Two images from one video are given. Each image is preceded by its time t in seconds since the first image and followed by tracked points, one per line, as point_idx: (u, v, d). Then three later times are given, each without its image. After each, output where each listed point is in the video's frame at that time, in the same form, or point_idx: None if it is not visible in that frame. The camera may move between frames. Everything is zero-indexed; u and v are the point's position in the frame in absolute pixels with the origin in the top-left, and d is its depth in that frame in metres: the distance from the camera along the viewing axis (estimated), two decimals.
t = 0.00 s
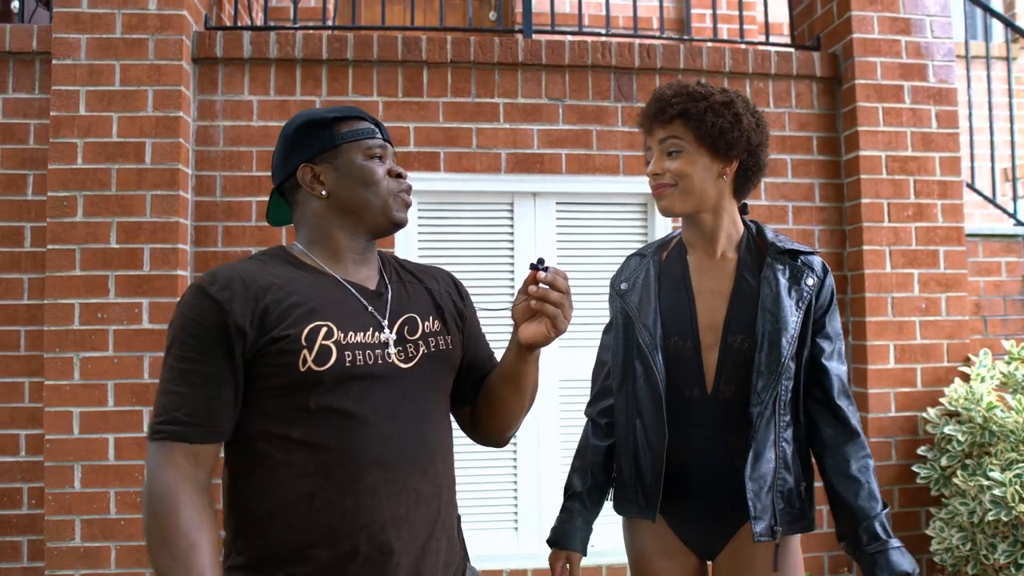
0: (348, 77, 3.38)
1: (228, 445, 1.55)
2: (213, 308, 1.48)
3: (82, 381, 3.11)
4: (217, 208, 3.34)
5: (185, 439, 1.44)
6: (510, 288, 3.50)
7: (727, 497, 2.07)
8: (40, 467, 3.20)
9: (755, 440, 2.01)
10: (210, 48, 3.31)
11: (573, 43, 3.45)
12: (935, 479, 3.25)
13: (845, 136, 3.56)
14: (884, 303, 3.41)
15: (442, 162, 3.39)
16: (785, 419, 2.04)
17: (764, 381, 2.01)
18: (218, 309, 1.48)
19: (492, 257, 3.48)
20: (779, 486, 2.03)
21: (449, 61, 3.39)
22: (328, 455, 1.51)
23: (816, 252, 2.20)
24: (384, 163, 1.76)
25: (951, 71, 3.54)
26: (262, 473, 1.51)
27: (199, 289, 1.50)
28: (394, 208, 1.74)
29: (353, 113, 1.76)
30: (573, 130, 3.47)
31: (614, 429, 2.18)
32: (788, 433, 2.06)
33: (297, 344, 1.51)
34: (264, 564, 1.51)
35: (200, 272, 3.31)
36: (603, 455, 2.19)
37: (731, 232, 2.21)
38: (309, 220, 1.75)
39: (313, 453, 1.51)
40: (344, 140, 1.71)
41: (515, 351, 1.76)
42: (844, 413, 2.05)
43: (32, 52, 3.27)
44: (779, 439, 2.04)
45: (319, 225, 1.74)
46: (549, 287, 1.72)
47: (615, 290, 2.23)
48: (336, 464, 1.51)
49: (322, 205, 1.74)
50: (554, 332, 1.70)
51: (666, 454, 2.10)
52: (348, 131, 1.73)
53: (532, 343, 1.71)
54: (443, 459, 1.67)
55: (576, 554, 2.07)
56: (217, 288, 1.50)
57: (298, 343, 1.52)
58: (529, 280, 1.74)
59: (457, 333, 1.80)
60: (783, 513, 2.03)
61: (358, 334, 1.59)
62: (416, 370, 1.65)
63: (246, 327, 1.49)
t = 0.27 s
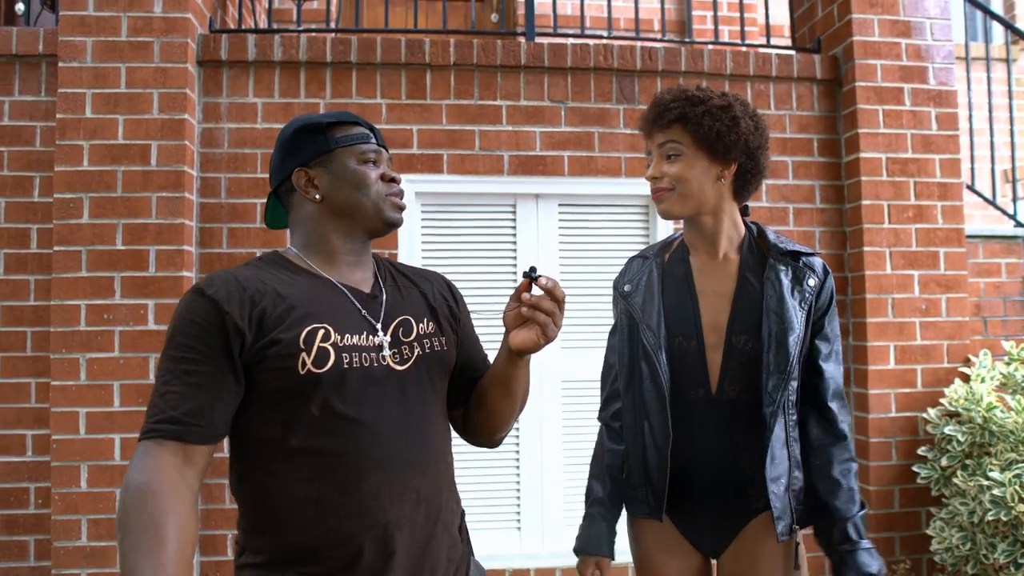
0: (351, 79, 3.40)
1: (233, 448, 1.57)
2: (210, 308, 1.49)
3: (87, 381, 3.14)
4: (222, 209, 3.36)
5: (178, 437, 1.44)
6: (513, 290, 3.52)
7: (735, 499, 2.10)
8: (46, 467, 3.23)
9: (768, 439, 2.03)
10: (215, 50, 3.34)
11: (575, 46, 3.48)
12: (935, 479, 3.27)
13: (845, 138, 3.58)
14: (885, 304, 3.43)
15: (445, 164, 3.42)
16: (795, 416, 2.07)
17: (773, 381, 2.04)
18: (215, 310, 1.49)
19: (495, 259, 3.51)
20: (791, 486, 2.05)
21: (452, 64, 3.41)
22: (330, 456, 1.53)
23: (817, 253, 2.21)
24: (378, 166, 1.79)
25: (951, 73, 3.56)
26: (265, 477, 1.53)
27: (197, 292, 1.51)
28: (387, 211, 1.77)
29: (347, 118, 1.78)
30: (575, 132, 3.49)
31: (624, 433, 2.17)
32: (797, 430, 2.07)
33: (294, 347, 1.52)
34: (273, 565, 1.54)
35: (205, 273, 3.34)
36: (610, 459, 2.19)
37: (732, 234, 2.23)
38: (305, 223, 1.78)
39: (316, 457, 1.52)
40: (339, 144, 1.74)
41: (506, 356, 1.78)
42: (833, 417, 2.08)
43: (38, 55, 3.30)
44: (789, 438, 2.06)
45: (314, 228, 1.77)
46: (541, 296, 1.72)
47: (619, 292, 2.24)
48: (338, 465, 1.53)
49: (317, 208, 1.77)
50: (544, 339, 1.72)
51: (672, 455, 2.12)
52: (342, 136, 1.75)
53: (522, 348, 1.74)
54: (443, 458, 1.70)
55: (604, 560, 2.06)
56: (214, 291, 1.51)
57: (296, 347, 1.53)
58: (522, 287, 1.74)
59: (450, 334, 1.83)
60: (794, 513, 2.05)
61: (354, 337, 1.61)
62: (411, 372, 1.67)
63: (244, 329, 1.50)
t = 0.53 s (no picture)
0: (357, 83, 3.44)
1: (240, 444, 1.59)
2: (218, 320, 1.51)
3: (98, 381, 3.18)
4: (230, 212, 3.40)
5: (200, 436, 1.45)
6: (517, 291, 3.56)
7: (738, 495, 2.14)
8: (57, 466, 3.28)
9: (763, 438, 2.08)
10: (222, 54, 3.38)
11: (578, 50, 3.52)
12: (934, 478, 3.31)
13: (845, 141, 3.62)
14: (885, 304, 3.47)
15: (450, 166, 3.46)
16: (787, 415, 2.12)
17: (771, 381, 2.08)
18: (223, 322, 1.51)
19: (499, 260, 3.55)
20: (782, 481, 2.09)
21: (457, 67, 3.45)
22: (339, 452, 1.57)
23: (814, 255, 2.26)
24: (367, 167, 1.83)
25: (950, 76, 3.60)
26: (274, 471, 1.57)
27: (204, 304, 1.53)
28: (382, 210, 1.81)
29: (332, 121, 1.83)
30: (578, 135, 3.53)
31: (633, 434, 2.21)
32: (789, 429, 2.13)
33: (300, 351, 1.57)
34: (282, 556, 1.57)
35: (213, 275, 3.38)
36: (617, 458, 2.22)
37: (732, 236, 2.28)
38: (299, 227, 1.82)
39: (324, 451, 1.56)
40: (326, 147, 1.78)
41: (508, 351, 1.82)
42: (830, 416, 2.10)
43: (48, 60, 3.34)
44: (782, 435, 2.11)
45: (309, 231, 1.82)
46: (545, 294, 1.79)
47: (622, 295, 2.28)
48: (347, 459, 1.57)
49: (310, 212, 1.81)
50: (548, 335, 1.78)
51: (677, 453, 2.15)
52: (330, 138, 1.80)
53: (526, 344, 1.79)
54: (444, 450, 1.75)
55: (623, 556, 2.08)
56: (221, 303, 1.53)
57: (301, 350, 1.57)
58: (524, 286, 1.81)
59: (448, 329, 1.88)
60: (784, 506, 2.10)
61: (356, 337, 1.65)
62: (413, 368, 1.72)
63: (248, 338, 1.53)
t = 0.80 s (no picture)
0: (364, 86, 3.49)
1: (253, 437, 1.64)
2: (229, 306, 1.59)
3: (109, 379, 3.24)
4: (239, 212, 3.46)
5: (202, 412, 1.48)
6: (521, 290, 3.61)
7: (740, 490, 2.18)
8: (69, 463, 3.34)
9: (764, 433, 2.13)
10: (232, 58, 3.43)
11: (582, 53, 3.57)
12: (933, 474, 3.36)
13: (845, 142, 3.67)
14: (884, 304, 3.52)
15: (456, 168, 3.51)
16: (790, 410, 2.17)
17: (770, 377, 2.14)
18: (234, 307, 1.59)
19: (504, 260, 3.61)
20: (788, 474, 2.15)
21: (463, 70, 3.51)
22: (348, 442, 1.61)
23: (812, 254, 2.30)
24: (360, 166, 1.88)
25: (949, 79, 3.65)
26: (286, 463, 1.62)
27: (216, 291, 1.61)
28: (376, 202, 1.86)
29: (323, 127, 1.88)
30: (582, 137, 3.59)
31: (635, 430, 2.27)
32: (793, 424, 2.17)
33: (318, 340, 1.62)
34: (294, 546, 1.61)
35: (222, 274, 3.43)
36: (621, 454, 2.28)
37: (732, 237, 2.32)
38: (303, 231, 1.87)
39: (336, 443, 1.61)
40: (319, 152, 1.84)
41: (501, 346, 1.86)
42: (837, 409, 2.16)
43: (60, 63, 3.40)
44: (786, 429, 2.16)
45: (312, 233, 1.86)
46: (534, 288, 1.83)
47: (625, 296, 2.34)
48: (354, 451, 1.62)
49: (310, 215, 1.86)
50: (538, 327, 1.81)
51: (678, 449, 2.20)
52: (321, 144, 1.85)
53: (518, 338, 1.83)
54: (451, 443, 1.80)
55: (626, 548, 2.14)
56: (233, 290, 1.62)
57: (320, 339, 1.62)
58: (513, 281, 1.86)
59: (449, 327, 1.94)
60: (792, 498, 2.15)
61: (369, 329, 1.70)
62: (420, 362, 1.77)
63: (265, 327, 1.59)
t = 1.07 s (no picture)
0: (370, 88, 3.55)
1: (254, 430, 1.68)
2: (234, 311, 1.60)
3: (120, 377, 3.29)
4: (247, 213, 3.51)
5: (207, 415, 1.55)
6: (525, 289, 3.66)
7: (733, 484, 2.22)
8: (79, 459, 3.39)
9: (756, 425, 2.18)
10: (239, 60, 3.48)
11: (585, 55, 3.62)
12: (930, 470, 3.41)
13: (844, 143, 3.72)
14: (882, 303, 3.57)
15: (460, 168, 3.56)
16: (781, 405, 2.22)
17: (763, 371, 2.19)
18: (239, 312, 1.60)
19: (508, 260, 3.66)
20: (776, 465, 2.19)
21: (467, 73, 3.56)
22: (347, 436, 1.65)
23: (807, 254, 2.35)
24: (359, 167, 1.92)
25: (946, 81, 3.70)
26: (284, 456, 1.65)
27: (221, 296, 1.61)
28: (375, 200, 1.88)
29: (323, 132, 1.94)
30: (584, 138, 3.64)
31: (635, 424, 2.32)
32: (783, 417, 2.22)
33: (316, 343, 1.64)
34: (295, 536, 1.65)
35: (230, 273, 3.49)
36: (622, 448, 2.34)
37: (729, 236, 2.37)
38: (304, 230, 1.91)
39: (333, 437, 1.65)
40: (319, 153, 1.89)
41: (503, 347, 1.90)
42: (826, 404, 2.21)
43: (71, 65, 3.45)
44: (776, 422, 2.20)
45: (313, 231, 1.89)
46: (539, 295, 1.86)
47: (627, 294, 2.40)
48: (352, 445, 1.65)
49: (311, 214, 1.90)
50: (541, 332, 1.85)
51: (676, 443, 2.25)
52: (320, 145, 1.90)
53: (521, 342, 1.87)
54: (446, 437, 1.83)
55: (627, 539, 2.22)
56: (238, 295, 1.62)
57: (318, 342, 1.65)
58: (519, 287, 1.88)
59: (448, 324, 1.96)
60: (779, 489, 2.19)
61: (366, 330, 1.73)
62: (417, 360, 1.80)
63: (268, 330, 1.61)
